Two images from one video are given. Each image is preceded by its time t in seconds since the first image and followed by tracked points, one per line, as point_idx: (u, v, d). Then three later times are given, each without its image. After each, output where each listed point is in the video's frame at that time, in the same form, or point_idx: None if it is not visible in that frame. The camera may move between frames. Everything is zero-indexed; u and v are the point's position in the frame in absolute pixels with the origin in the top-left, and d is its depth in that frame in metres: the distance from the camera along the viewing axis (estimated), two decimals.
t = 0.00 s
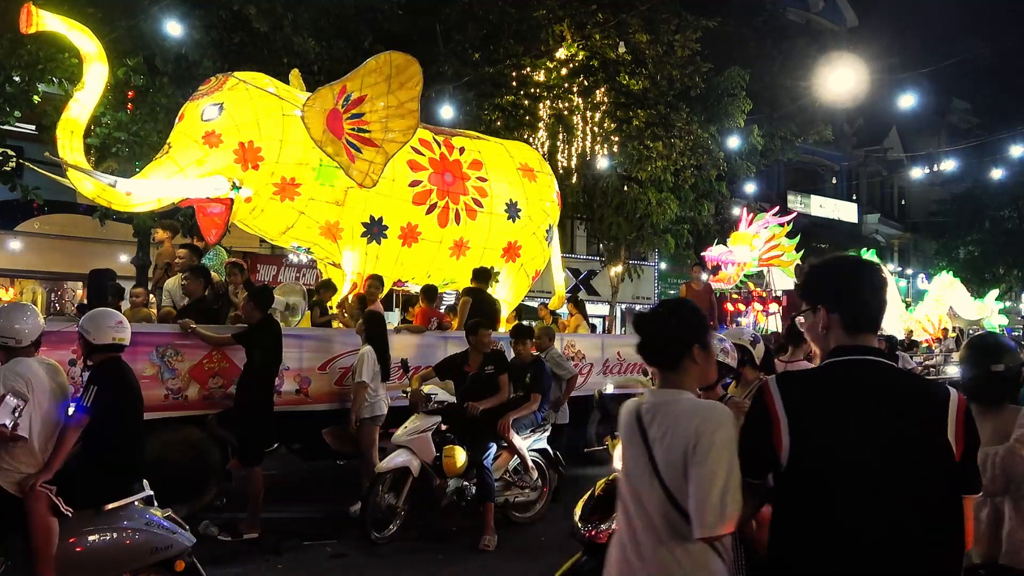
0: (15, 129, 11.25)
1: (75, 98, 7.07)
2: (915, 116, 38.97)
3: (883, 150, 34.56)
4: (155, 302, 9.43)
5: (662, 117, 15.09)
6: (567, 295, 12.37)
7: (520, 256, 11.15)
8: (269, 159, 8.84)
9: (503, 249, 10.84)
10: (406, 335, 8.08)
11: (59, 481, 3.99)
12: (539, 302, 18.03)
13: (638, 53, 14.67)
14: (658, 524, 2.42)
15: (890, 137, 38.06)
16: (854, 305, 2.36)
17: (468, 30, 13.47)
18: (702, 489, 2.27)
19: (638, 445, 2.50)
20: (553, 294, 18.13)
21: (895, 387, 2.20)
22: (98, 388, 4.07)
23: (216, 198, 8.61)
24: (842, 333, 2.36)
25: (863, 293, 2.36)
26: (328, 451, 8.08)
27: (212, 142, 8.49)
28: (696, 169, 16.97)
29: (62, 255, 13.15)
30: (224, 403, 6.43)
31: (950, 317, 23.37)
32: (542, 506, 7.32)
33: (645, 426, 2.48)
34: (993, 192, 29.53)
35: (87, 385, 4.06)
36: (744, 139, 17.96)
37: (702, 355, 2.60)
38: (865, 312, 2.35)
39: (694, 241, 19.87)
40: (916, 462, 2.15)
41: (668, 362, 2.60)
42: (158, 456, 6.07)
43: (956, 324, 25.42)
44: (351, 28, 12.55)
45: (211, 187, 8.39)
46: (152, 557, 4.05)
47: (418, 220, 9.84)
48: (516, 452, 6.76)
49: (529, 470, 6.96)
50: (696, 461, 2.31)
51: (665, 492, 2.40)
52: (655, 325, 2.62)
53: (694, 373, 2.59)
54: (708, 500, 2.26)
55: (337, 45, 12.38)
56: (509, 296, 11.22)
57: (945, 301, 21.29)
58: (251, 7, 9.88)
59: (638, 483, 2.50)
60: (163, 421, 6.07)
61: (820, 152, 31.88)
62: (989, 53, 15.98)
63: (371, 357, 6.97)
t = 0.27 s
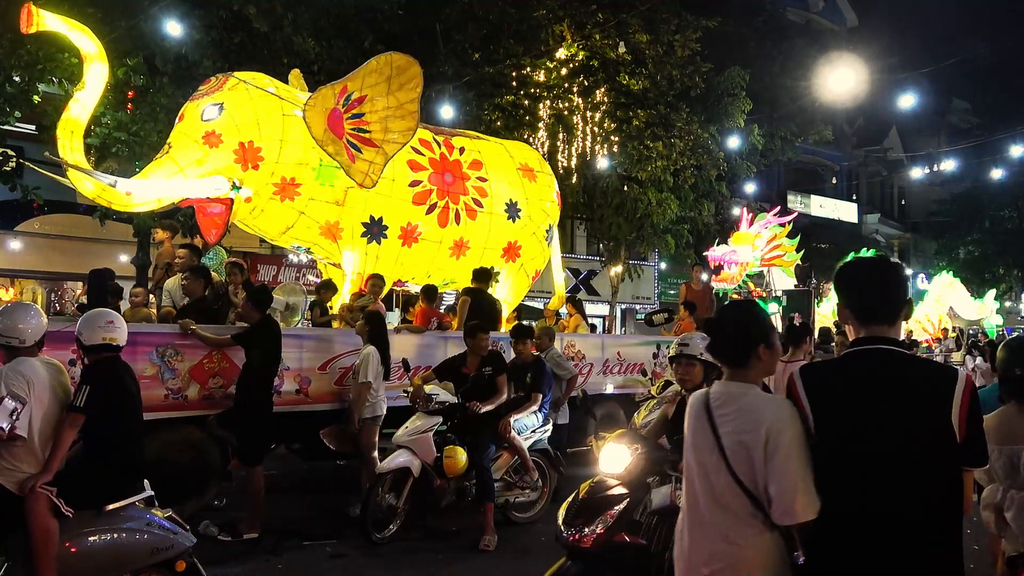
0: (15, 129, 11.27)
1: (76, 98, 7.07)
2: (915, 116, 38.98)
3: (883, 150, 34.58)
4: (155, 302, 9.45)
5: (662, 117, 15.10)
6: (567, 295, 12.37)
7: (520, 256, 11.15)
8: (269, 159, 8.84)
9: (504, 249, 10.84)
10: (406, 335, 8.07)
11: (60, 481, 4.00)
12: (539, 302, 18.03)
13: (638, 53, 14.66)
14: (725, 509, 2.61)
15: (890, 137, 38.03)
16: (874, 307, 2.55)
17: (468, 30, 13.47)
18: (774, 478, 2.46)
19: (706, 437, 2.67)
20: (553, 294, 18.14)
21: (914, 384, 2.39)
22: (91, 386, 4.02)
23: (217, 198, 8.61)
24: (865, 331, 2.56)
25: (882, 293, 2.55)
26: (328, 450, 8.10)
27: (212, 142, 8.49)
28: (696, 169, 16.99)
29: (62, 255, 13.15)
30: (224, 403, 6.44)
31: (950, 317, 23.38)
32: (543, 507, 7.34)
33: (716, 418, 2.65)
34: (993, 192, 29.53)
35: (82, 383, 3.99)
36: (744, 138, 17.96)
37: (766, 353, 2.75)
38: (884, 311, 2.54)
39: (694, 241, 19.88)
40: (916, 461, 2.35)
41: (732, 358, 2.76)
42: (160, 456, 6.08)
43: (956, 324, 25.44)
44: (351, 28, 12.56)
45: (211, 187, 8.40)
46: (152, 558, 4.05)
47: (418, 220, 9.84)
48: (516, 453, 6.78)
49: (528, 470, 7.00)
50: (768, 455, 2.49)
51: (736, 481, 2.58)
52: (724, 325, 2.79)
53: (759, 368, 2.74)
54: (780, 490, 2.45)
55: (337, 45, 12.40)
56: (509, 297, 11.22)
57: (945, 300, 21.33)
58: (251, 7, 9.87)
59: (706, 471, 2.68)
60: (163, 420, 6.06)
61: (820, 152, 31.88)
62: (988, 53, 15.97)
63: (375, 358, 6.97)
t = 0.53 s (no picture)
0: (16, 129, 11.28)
1: (76, 97, 7.07)
2: (915, 116, 38.98)
3: (883, 150, 34.58)
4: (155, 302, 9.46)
5: (662, 117, 15.10)
6: (567, 295, 12.37)
7: (520, 256, 11.14)
8: (269, 159, 8.84)
9: (504, 249, 10.84)
10: (406, 335, 8.07)
11: (61, 481, 4.00)
12: (539, 302, 18.04)
13: (638, 53, 14.66)
14: (760, 503, 2.83)
15: (891, 137, 38.01)
16: (894, 315, 2.76)
17: (468, 30, 13.46)
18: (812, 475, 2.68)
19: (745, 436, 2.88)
20: (553, 294, 18.13)
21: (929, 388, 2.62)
22: (87, 386, 4.00)
23: (217, 198, 8.61)
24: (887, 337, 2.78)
25: (900, 301, 2.76)
26: (328, 450, 8.10)
27: (212, 142, 8.49)
28: (696, 169, 16.99)
29: (61, 255, 13.15)
30: (224, 403, 6.44)
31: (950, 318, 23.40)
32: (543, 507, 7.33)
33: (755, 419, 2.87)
34: (993, 192, 29.55)
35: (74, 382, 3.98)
36: (744, 138, 17.96)
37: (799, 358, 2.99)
38: (903, 318, 2.75)
39: (694, 241, 19.88)
40: (922, 462, 2.59)
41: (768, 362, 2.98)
42: (160, 456, 6.09)
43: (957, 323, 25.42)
44: (351, 28, 12.57)
45: (211, 187, 8.40)
46: (154, 558, 4.05)
47: (418, 220, 9.84)
48: (516, 453, 6.77)
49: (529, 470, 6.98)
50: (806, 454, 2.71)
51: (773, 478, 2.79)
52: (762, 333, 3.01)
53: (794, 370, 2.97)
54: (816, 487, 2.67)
55: (336, 45, 12.41)
56: (509, 297, 11.21)
57: (946, 300, 21.41)
58: (251, 7, 9.87)
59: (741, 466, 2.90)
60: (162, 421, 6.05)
61: (820, 152, 31.88)
62: (989, 53, 15.95)
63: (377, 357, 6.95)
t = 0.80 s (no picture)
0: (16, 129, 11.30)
1: (76, 98, 7.06)
2: (915, 116, 38.98)
3: (883, 150, 34.58)
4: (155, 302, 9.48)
5: (662, 117, 15.09)
6: (567, 295, 12.37)
7: (520, 256, 11.14)
8: (269, 159, 8.84)
9: (503, 249, 10.84)
10: (406, 335, 8.07)
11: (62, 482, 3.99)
12: (539, 302, 18.05)
13: (638, 53, 14.66)
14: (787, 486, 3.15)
15: (891, 137, 38.00)
16: (924, 320, 3.06)
17: (468, 30, 13.43)
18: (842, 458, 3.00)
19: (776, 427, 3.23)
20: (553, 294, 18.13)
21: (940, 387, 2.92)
22: (88, 386, 4.00)
23: (217, 198, 8.60)
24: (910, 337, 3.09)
25: (928, 308, 3.05)
26: (328, 450, 8.09)
27: (212, 142, 8.49)
28: (696, 169, 16.98)
29: (61, 255, 13.14)
30: (224, 403, 6.44)
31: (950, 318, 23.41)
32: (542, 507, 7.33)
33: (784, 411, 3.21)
34: (993, 192, 29.56)
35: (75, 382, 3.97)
36: (744, 139, 17.96)
37: (823, 352, 3.27)
38: (931, 322, 3.05)
39: (694, 242, 19.88)
40: (926, 458, 2.90)
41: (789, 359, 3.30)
42: (161, 456, 6.06)
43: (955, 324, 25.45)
44: (351, 28, 12.58)
45: (211, 187, 8.40)
46: (157, 558, 4.06)
47: (418, 220, 9.84)
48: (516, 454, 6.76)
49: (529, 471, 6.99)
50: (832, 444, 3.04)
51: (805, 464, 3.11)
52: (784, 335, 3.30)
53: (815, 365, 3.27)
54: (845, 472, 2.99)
55: (336, 45, 12.42)
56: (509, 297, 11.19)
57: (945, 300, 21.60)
58: (251, 7, 9.87)
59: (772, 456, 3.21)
60: (162, 421, 6.05)
61: (820, 152, 31.88)
62: (989, 53, 15.93)
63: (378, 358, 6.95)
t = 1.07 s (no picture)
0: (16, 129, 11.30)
1: (76, 97, 7.06)
2: (914, 116, 38.98)
3: (883, 150, 34.58)
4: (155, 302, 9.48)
5: (662, 117, 15.09)
6: (567, 295, 12.37)
7: (520, 256, 11.14)
8: (269, 159, 8.83)
9: (503, 249, 10.83)
10: (406, 335, 8.06)
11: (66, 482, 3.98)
12: (539, 302, 18.05)
13: (638, 53, 14.67)
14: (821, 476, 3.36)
15: (890, 137, 37.99)
16: (958, 322, 3.16)
17: (468, 30, 13.43)
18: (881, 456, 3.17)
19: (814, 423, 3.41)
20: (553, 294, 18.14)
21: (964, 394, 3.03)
22: (93, 386, 4.01)
23: (216, 198, 8.60)
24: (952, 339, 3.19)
25: (965, 306, 3.15)
26: (328, 450, 8.09)
27: (212, 142, 8.49)
28: (696, 169, 16.98)
29: (61, 255, 13.14)
30: (224, 403, 6.45)
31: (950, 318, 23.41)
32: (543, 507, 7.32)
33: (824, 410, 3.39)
34: (993, 192, 29.56)
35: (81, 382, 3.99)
36: (745, 139, 17.96)
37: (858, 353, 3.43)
38: (969, 321, 3.15)
39: (694, 242, 19.88)
40: (929, 459, 3.05)
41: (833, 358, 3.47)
42: (161, 456, 6.05)
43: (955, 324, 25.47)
44: (351, 28, 12.60)
45: (211, 187, 8.39)
46: (161, 557, 4.04)
47: (418, 220, 9.83)
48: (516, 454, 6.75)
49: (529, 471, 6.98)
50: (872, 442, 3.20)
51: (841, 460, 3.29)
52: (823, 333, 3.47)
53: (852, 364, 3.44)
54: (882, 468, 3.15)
55: (336, 45, 12.43)
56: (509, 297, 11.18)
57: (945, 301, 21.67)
58: (251, 7, 9.87)
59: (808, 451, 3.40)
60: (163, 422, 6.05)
61: (820, 152, 31.88)
62: (989, 53, 15.92)
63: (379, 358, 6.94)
